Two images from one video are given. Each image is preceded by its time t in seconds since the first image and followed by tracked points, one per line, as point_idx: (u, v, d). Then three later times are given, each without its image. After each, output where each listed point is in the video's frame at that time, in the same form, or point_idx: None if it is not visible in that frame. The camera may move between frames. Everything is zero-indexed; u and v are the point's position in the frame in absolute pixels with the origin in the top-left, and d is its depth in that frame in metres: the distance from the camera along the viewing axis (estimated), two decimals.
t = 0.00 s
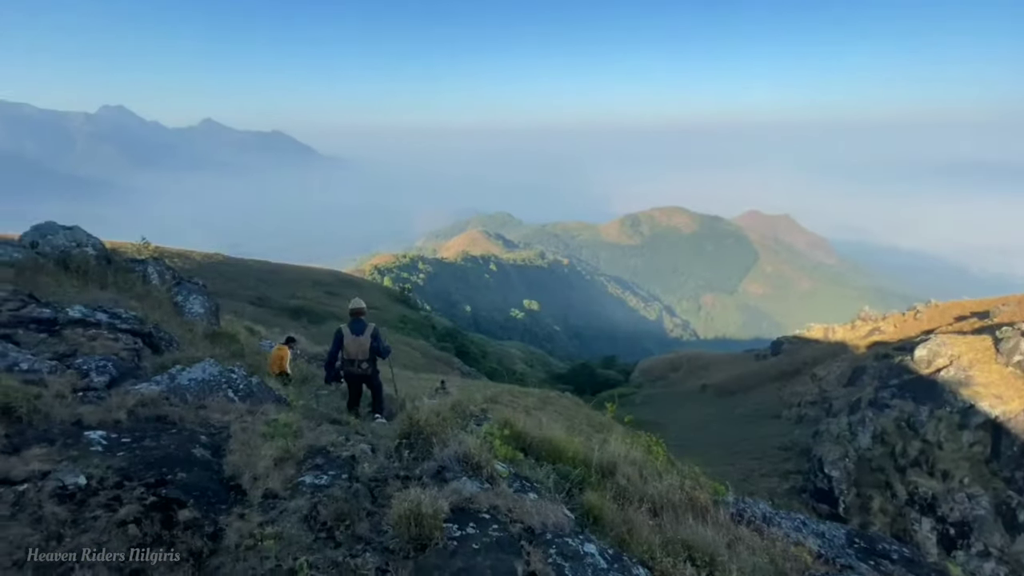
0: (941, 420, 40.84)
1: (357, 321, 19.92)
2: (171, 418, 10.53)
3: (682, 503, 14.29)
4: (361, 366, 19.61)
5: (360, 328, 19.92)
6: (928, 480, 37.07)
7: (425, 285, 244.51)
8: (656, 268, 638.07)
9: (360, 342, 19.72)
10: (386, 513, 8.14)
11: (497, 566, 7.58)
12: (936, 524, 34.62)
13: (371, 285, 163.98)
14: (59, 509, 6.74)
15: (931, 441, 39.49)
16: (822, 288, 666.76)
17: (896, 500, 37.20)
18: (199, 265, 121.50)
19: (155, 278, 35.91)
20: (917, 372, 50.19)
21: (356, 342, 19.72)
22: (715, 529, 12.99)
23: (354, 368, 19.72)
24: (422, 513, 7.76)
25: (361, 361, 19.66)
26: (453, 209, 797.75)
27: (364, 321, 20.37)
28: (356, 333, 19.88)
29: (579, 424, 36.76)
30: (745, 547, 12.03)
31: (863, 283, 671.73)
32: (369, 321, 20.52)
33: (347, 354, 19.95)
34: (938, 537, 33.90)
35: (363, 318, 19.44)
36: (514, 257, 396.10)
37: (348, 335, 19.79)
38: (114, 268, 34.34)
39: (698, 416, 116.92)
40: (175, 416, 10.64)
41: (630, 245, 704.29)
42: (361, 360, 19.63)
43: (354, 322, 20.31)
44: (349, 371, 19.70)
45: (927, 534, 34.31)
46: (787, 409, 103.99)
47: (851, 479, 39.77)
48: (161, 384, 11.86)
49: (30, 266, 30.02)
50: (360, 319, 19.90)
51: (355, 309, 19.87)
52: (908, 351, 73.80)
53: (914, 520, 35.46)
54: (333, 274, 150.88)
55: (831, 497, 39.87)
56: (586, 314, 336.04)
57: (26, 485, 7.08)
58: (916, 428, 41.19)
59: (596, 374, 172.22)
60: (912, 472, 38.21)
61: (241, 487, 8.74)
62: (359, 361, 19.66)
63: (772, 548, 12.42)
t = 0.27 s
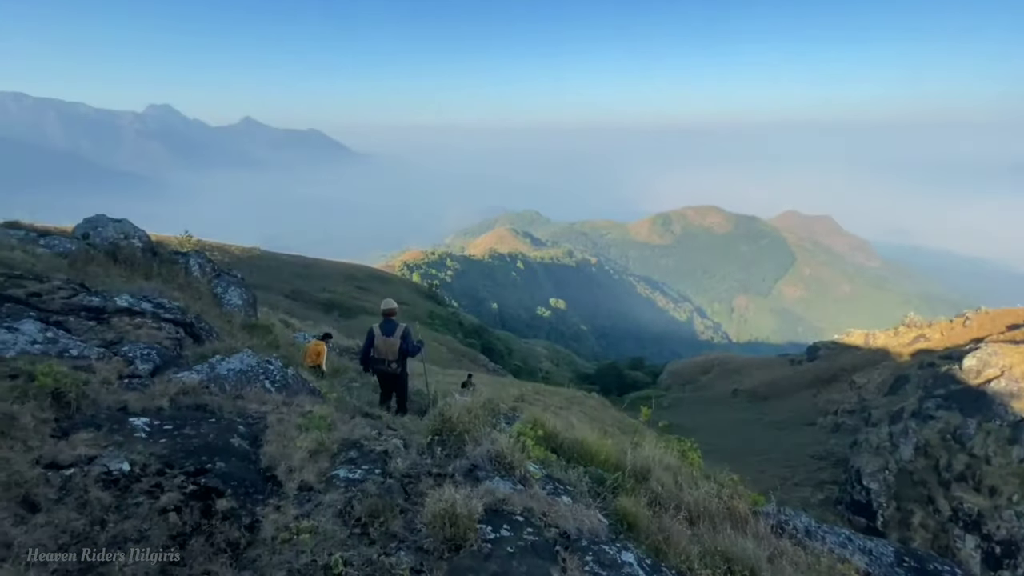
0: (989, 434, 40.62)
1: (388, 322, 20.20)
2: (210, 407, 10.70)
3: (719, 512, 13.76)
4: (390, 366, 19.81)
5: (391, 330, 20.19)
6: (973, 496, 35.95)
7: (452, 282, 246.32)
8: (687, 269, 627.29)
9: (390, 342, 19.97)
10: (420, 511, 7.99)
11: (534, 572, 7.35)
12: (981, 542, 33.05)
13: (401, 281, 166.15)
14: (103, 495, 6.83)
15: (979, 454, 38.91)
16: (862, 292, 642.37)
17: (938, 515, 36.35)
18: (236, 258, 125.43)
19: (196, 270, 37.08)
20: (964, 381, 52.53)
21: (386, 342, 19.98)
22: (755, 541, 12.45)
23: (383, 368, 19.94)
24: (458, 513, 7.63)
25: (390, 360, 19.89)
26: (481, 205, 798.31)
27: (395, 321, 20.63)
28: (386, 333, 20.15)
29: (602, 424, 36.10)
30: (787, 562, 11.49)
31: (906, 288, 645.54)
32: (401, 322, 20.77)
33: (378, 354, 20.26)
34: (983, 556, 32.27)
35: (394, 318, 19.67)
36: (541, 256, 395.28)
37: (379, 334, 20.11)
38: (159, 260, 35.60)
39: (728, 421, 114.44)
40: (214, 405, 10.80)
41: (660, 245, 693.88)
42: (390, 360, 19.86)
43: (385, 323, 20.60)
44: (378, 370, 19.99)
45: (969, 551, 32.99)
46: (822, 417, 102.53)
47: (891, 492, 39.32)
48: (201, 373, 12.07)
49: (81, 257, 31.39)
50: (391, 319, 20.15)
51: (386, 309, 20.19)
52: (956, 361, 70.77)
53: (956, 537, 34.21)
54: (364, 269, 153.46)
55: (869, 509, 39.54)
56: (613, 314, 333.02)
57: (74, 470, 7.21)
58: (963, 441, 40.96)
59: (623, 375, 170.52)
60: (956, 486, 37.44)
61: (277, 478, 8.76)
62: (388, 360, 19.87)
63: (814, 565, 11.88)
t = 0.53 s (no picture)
0: None
1: (422, 320, 20.56)
2: (238, 399, 10.65)
3: (755, 522, 13.16)
4: (417, 363, 20.06)
5: (423, 327, 20.57)
6: (1010, 505, 34.27)
7: (474, 278, 246.86)
8: (713, 268, 617.59)
9: (420, 340, 20.26)
10: (448, 513, 7.73)
11: None
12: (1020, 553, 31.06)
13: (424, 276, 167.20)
14: (131, 488, 6.76)
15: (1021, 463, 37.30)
16: (895, 294, 620.89)
17: (974, 526, 34.63)
18: (264, 252, 128.05)
19: (227, 263, 37.81)
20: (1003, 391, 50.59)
21: (416, 339, 20.30)
22: (796, 556, 11.78)
23: (410, 364, 20.22)
24: (487, 518, 7.32)
25: (417, 358, 20.13)
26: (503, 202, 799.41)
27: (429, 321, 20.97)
28: (418, 331, 20.48)
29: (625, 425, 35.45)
30: None
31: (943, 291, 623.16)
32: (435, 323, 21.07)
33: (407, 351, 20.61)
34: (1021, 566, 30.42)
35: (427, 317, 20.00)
36: (563, 253, 393.14)
37: (411, 331, 20.49)
38: (191, 252, 36.41)
39: (754, 423, 112.20)
40: (243, 398, 10.77)
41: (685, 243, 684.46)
42: (417, 357, 20.12)
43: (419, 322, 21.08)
44: (406, 366, 20.30)
45: (1007, 561, 31.06)
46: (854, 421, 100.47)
47: (925, 502, 38.18)
48: (231, 365, 12.09)
49: (118, 249, 32.30)
50: (425, 317, 20.49)
51: (420, 309, 20.72)
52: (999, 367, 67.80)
53: (993, 550, 32.30)
54: (387, 264, 154.98)
55: (900, 517, 38.37)
56: (636, 312, 329.81)
57: (103, 461, 7.16)
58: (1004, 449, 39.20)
59: (645, 375, 168.75)
60: (995, 496, 35.72)
61: (303, 474, 8.62)
62: (415, 358, 20.13)
63: None
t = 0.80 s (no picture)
0: None
1: (447, 313, 20.48)
2: (263, 396, 10.55)
3: (790, 533, 12.64)
4: (440, 356, 19.89)
5: (448, 320, 20.47)
6: None
7: (491, 273, 246.88)
8: (733, 265, 609.03)
9: (444, 332, 20.15)
10: (476, 521, 7.48)
11: None
12: None
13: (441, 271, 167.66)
14: (157, 490, 6.64)
15: None
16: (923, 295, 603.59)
17: (1003, 534, 33.81)
18: (285, 245, 129.69)
19: (250, 256, 38.21)
20: None
21: (440, 331, 20.19)
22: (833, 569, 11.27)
23: (433, 357, 20.06)
24: (518, 528, 7.03)
25: (441, 350, 19.97)
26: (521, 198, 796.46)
27: (454, 315, 20.89)
28: (442, 324, 20.38)
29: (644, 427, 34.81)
30: None
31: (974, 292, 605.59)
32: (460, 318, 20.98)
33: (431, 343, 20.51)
34: None
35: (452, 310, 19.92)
36: (580, 249, 390.63)
37: (435, 324, 20.43)
38: (216, 245, 36.87)
39: (774, 423, 110.55)
40: (267, 395, 10.65)
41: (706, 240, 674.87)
42: (440, 350, 19.96)
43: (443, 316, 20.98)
44: (429, 358, 20.14)
45: None
46: (879, 427, 98.86)
47: (953, 508, 37.80)
48: (254, 361, 11.99)
49: (145, 242, 32.83)
50: (450, 310, 20.41)
51: (446, 302, 20.66)
52: None
53: None
54: (405, 258, 155.75)
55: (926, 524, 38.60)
56: (654, 310, 326.94)
57: (129, 462, 7.04)
58: None
59: (662, 373, 167.32)
60: None
61: (329, 475, 8.44)
62: (439, 351, 19.98)
63: None
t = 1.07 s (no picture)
0: None
1: (468, 310, 20.30)
2: (284, 395, 10.29)
3: (828, 546, 12.08)
4: (459, 353, 19.59)
5: (468, 318, 20.27)
6: None
7: (505, 267, 246.42)
8: (751, 261, 601.97)
9: (464, 329, 19.93)
10: (507, 533, 7.14)
11: None
12: None
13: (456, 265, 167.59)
14: (178, 497, 6.40)
15: None
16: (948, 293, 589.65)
17: None
18: (302, 238, 130.71)
19: (269, 250, 38.41)
20: None
21: (460, 329, 20.00)
22: None
23: (453, 353, 19.79)
24: (553, 544, 6.65)
25: (460, 347, 19.69)
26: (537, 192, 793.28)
27: (476, 314, 20.67)
28: (463, 321, 20.22)
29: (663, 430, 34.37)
30: None
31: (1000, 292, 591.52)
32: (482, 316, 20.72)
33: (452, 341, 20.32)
34: None
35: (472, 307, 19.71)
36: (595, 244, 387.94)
37: (456, 321, 20.28)
38: (236, 238, 37.09)
39: (792, 423, 109.11)
40: (288, 394, 10.37)
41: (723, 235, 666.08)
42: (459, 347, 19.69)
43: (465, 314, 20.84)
44: (448, 356, 19.89)
45: None
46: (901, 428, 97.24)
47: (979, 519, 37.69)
48: (276, 358, 11.76)
49: (167, 234, 33.13)
50: (470, 308, 20.22)
51: (468, 299, 20.56)
52: None
53: None
54: (421, 252, 155.96)
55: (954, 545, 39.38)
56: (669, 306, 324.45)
57: (150, 465, 6.80)
58: None
59: (678, 369, 166.07)
60: None
61: (352, 479, 8.15)
62: (458, 347, 19.70)
63: None
